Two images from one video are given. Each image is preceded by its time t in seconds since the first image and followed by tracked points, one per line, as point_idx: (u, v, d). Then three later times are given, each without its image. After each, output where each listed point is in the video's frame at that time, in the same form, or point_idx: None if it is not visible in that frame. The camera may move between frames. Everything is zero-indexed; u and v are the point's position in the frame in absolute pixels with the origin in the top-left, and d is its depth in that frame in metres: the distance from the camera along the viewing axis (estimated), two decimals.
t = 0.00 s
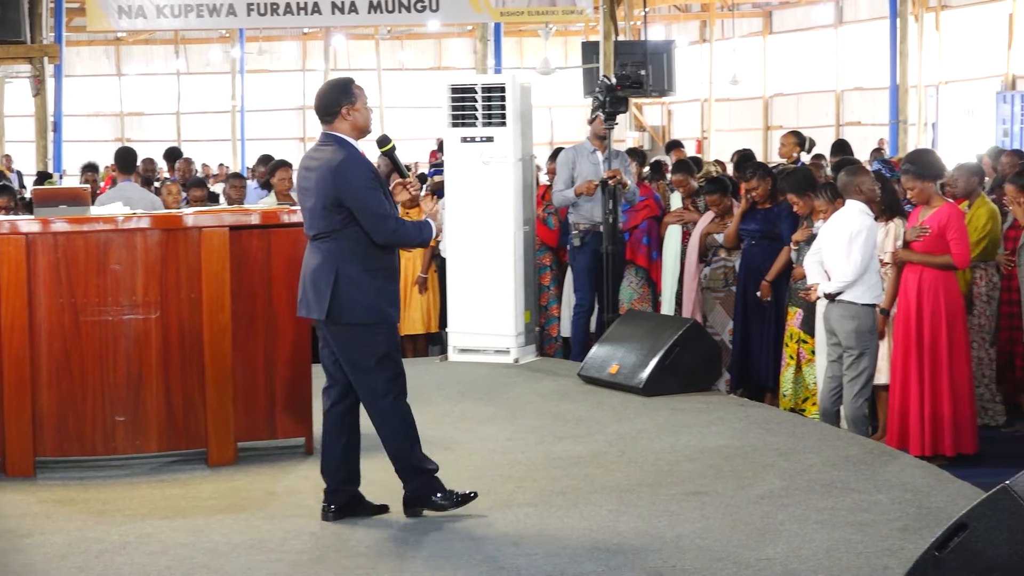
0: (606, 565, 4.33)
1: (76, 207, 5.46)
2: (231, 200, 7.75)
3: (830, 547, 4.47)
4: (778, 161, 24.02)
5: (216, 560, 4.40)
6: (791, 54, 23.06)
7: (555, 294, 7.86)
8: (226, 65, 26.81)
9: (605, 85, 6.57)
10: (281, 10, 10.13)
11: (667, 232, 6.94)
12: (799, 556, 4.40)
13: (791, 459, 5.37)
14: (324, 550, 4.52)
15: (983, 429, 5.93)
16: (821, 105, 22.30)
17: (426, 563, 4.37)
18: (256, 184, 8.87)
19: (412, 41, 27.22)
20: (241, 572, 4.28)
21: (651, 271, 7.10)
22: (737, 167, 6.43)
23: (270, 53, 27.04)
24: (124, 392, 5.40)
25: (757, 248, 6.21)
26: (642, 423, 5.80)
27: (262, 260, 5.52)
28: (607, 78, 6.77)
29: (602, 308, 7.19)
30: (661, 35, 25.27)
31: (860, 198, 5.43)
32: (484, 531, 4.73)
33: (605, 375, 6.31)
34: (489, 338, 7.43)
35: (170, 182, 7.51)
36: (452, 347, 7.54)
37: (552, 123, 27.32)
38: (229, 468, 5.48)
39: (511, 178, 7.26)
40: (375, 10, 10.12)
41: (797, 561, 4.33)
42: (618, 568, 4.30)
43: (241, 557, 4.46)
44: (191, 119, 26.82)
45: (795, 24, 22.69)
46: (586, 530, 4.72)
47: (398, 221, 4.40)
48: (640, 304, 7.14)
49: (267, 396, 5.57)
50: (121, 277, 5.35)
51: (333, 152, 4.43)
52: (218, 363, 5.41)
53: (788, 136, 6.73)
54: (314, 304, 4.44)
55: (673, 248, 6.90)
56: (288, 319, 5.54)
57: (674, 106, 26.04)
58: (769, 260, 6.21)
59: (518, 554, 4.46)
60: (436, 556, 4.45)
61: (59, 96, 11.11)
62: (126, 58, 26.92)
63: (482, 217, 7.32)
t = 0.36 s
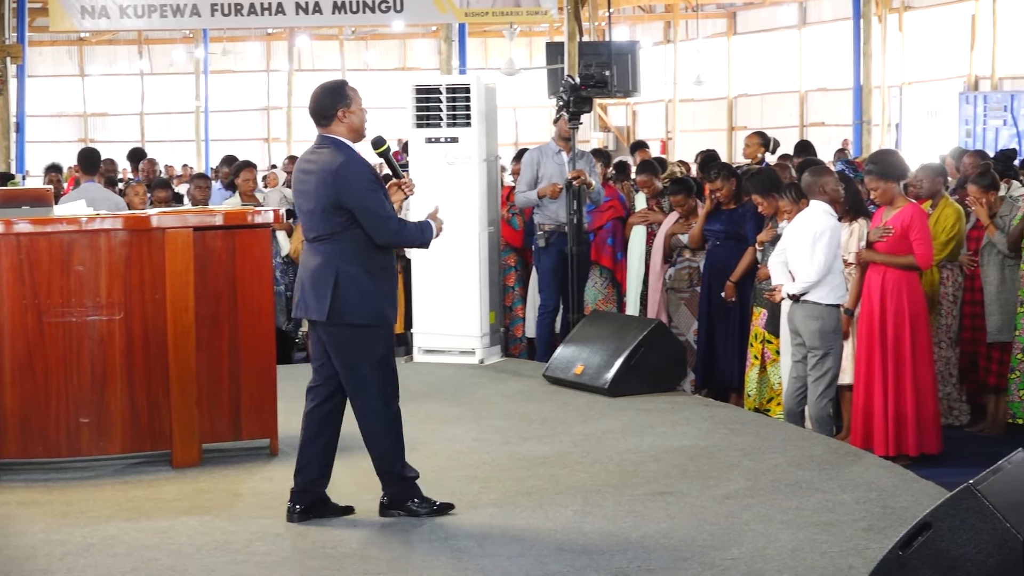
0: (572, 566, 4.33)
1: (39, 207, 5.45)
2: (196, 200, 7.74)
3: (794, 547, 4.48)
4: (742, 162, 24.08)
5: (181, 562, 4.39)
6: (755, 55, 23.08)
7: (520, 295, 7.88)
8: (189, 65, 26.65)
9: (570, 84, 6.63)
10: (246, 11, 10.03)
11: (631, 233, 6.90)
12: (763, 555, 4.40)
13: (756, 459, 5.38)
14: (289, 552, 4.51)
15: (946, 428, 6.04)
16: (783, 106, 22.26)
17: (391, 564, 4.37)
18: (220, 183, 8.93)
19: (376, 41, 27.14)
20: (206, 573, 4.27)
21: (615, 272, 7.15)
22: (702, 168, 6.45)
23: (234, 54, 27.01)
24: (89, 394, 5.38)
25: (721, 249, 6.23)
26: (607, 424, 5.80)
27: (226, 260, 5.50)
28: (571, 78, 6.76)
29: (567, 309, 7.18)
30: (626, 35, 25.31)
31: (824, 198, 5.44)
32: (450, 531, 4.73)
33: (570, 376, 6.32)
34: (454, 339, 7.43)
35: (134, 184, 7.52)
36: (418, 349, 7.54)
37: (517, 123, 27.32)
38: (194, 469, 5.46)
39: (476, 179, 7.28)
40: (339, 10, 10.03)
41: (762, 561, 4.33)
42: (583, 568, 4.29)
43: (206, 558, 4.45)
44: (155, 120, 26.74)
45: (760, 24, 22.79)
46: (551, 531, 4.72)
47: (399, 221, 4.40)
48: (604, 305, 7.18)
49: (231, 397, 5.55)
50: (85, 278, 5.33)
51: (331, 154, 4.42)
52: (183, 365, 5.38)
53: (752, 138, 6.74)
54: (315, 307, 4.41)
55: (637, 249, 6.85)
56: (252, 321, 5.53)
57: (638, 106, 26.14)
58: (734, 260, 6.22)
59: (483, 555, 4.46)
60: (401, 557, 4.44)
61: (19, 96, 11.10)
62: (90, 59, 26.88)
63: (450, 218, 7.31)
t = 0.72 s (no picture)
0: (536, 567, 4.33)
1: None
2: (157, 202, 7.72)
3: (757, 547, 4.48)
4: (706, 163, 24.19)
5: (143, 565, 4.37)
6: (720, 56, 23.16)
7: (483, 297, 7.90)
8: (152, 66, 26.65)
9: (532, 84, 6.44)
10: (209, 12, 9.74)
11: (595, 235, 6.89)
12: (726, 556, 4.41)
13: (719, 460, 5.39)
14: (252, 555, 4.49)
15: (908, 428, 6.10)
16: (747, 108, 22.30)
17: (355, 565, 4.36)
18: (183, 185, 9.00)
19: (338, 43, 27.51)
20: None
21: (578, 274, 7.17)
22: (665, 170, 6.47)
23: (196, 54, 27.04)
24: (51, 396, 5.37)
25: (684, 250, 6.26)
26: (571, 425, 5.82)
27: (189, 263, 5.49)
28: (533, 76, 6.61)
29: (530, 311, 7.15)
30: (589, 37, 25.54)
31: (786, 199, 5.48)
32: (414, 532, 4.72)
33: (534, 377, 6.33)
34: (418, 340, 7.42)
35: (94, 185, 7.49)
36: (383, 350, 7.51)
37: (481, 124, 27.19)
38: (156, 472, 5.44)
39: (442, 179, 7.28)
40: (302, 12, 9.69)
41: (725, 562, 4.34)
42: (548, 570, 4.29)
43: (170, 561, 4.43)
44: (118, 121, 26.74)
45: (722, 27, 22.92)
46: (515, 532, 4.72)
47: (393, 191, 4.32)
48: (567, 306, 7.22)
49: (194, 400, 5.54)
50: (47, 280, 5.32)
51: (321, 150, 4.47)
52: (145, 367, 5.37)
53: (715, 139, 6.85)
54: (307, 302, 4.46)
55: (601, 251, 6.85)
56: (215, 322, 5.52)
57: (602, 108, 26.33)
58: (697, 261, 6.25)
59: (447, 556, 4.45)
60: (365, 559, 4.43)
61: None
62: (51, 60, 26.87)
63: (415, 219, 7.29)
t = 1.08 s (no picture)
0: (506, 569, 4.31)
1: None
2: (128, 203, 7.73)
3: (727, 548, 4.48)
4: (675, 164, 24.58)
5: (112, 568, 4.34)
6: (688, 57, 23.63)
7: (453, 299, 7.88)
8: (120, 67, 27.18)
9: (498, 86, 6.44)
10: (179, 13, 9.62)
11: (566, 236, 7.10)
12: (697, 556, 4.41)
13: (690, 461, 5.40)
14: (222, 557, 4.47)
15: (879, 428, 6.15)
16: (717, 109, 22.61)
17: (324, 567, 4.34)
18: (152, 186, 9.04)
19: (308, 44, 28.26)
20: None
21: (549, 275, 7.20)
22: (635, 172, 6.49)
23: (165, 55, 27.54)
24: (19, 398, 5.35)
25: (655, 251, 6.28)
26: (542, 426, 5.82)
27: (159, 264, 5.48)
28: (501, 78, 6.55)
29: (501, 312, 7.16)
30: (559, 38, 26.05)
31: (755, 200, 5.51)
32: (385, 534, 4.70)
33: (505, 378, 6.35)
34: (389, 341, 7.41)
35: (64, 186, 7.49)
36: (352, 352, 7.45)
37: (451, 126, 27.88)
38: (126, 474, 5.43)
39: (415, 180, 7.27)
40: (272, 12, 9.61)
41: (695, 562, 4.34)
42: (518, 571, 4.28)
43: (139, 563, 4.41)
44: (87, 122, 27.13)
45: (692, 28, 23.39)
46: (486, 533, 4.70)
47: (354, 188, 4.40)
48: (537, 308, 7.24)
49: (164, 402, 5.52)
50: (15, 281, 5.31)
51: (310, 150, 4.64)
52: (114, 368, 5.35)
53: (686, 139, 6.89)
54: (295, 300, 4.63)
55: (571, 250, 7.05)
56: (184, 323, 5.50)
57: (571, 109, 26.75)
58: (667, 263, 6.28)
59: (417, 558, 4.43)
60: (335, 561, 4.41)
61: None
62: (21, 61, 27.15)
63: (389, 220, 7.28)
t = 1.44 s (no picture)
0: (479, 569, 4.30)
1: None
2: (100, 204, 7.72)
3: (701, 548, 4.47)
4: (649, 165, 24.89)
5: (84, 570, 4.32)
6: (661, 58, 23.92)
7: (427, 299, 7.91)
8: (93, 68, 27.56)
9: (470, 87, 6.36)
10: (151, 14, 9.62)
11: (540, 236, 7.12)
12: (671, 557, 4.40)
13: (663, 462, 5.40)
14: (195, 559, 4.45)
15: (851, 429, 6.22)
16: (692, 110, 23.01)
17: (297, 568, 4.33)
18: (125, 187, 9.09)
19: (281, 46, 28.33)
20: None
21: (521, 277, 7.25)
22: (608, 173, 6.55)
23: (138, 56, 27.77)
24: None
25: (628, 252, 6.33)
26: (515, 427, 5.83)
27: (132, 265, 5.46)
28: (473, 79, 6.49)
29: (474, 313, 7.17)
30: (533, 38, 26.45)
31: (727, 201, 5.54)
32: (359, 535, 4.68)
33: (478, 380, 6.36)
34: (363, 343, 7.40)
35: (36, 188, 7.50)
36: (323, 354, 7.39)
37: (424, 127, 28.20)
38: (99, 475, 5.41)
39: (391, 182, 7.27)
40: (245, 13, 9.61)
41: (669, 563, 4.33)
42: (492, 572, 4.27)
43: (111, 566, 4.39)
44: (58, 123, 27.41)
45: (665, 29, 23.70)
46: (460, 534, 4.69)
47: (332, 185, 4.49)
48: (511, 309, 7.27)
49: (137, 404, 5.51)
50: None
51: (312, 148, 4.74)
52: (87, 371, 5.35)
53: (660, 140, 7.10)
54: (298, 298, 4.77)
55: (544, 252, 7.07)
56: (157, 324, 5.48)
57: (545, 110, 27.04)
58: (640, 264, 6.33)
59: (391, 559, 4.41)
60: (309, 562, 4.39)
61: None
62: None
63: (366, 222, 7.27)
